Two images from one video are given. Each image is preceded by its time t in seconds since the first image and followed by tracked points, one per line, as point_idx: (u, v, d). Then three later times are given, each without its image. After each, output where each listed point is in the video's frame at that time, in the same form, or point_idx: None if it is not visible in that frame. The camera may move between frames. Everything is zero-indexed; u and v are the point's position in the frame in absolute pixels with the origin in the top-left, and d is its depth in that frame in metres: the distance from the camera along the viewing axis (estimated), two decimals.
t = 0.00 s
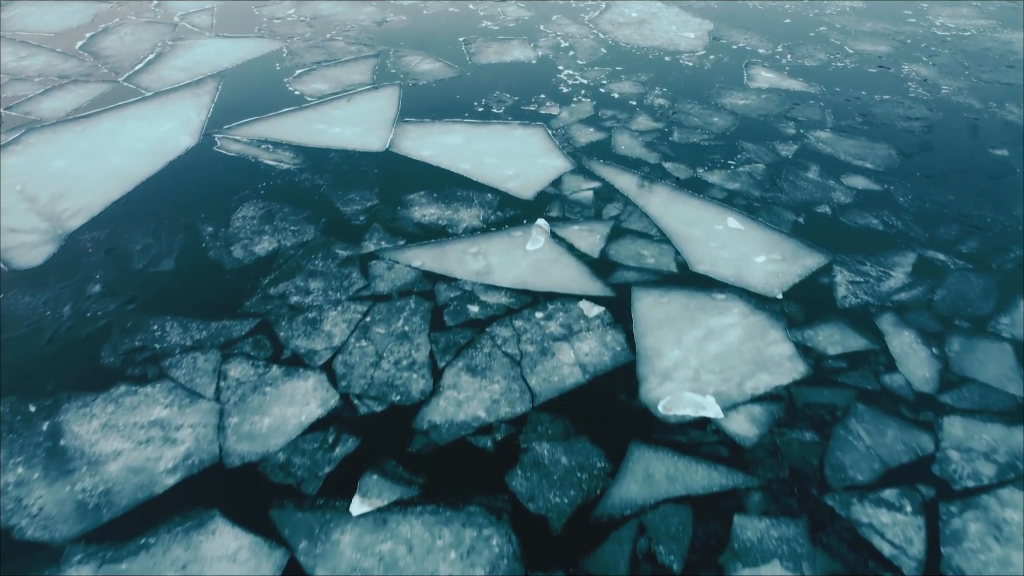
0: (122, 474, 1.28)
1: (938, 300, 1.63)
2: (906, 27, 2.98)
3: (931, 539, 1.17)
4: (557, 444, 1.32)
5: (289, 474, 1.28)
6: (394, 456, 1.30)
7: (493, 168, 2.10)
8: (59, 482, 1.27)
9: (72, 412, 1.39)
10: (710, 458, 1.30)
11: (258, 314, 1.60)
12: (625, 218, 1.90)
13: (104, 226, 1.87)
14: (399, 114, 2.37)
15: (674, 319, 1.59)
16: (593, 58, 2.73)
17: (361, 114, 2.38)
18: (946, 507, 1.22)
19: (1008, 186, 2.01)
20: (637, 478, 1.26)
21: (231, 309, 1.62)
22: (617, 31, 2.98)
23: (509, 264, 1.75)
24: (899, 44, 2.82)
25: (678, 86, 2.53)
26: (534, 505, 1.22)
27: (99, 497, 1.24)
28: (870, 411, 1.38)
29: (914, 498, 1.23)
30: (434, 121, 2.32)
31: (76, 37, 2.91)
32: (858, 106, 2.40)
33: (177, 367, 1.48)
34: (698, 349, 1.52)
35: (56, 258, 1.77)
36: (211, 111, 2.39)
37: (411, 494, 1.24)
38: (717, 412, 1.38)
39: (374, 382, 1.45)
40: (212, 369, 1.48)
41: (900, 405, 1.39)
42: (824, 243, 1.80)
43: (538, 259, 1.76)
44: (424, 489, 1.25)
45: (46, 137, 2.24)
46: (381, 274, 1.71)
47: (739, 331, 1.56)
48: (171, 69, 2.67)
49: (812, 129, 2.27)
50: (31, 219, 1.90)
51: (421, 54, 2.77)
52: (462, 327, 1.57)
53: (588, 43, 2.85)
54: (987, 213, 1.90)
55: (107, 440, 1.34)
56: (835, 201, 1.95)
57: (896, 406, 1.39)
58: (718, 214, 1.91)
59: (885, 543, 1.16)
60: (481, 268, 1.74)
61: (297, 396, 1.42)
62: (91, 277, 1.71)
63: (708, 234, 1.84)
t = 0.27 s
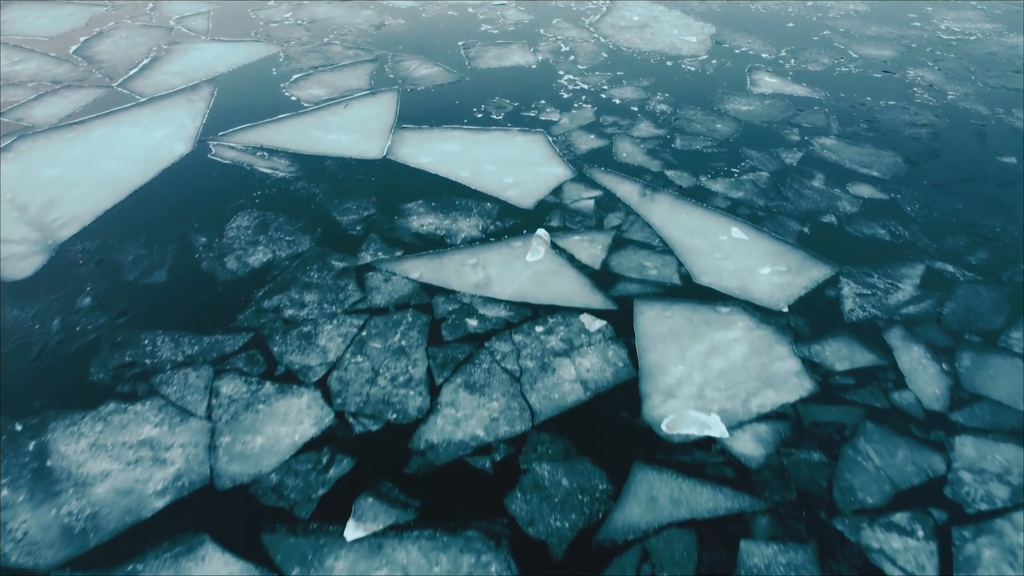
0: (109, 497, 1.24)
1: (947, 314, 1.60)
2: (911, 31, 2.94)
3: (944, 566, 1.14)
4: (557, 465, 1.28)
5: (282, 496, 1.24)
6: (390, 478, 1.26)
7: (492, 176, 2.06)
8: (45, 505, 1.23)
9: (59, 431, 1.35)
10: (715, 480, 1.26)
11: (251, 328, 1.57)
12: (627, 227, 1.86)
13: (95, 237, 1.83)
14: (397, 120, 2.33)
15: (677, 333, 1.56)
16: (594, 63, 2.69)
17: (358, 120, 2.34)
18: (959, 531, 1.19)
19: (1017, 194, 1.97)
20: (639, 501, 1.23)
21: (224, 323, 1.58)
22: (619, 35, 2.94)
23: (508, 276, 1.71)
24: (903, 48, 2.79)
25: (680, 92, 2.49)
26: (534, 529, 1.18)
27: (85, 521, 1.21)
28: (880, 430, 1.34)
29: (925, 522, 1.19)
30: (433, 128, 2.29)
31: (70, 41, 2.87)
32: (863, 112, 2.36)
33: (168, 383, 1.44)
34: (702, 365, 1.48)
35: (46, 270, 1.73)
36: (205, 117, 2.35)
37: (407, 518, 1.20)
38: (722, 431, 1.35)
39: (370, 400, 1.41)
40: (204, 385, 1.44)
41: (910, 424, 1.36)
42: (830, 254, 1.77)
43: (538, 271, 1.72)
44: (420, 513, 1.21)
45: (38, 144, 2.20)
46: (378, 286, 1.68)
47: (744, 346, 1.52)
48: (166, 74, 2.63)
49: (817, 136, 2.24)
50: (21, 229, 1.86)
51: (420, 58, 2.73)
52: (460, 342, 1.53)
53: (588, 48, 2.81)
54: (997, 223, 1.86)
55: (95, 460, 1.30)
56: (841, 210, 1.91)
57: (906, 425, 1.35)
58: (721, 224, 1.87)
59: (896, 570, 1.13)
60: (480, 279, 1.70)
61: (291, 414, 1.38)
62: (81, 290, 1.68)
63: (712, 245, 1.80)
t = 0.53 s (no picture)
0: (93, 526, 1.20)
1: (958, 331, 1.55)
2: (917, 36, 2.90)
3: None
4: (558, 491, 1.24)
5: (273, 525, 1.19)
6: (385, 505, 1.22)
7: (491, 186, 2.02)
8: (26, 535, 1.18)
9: (44, 455, 1.31)
10: (722, 508, 1.22)
11: (243, 346, 1.52)
12: (629, 240, 1.82)
13: (85, 249, 1.79)
14: (395, 128, 2.29)
15: (681, 352, 1.51)
16: (594, 69, 2.65)
17: (355, 128, 2.30)
18: (976, 562, 1.14)
19: None
20: (644, 530, 1.18)
21: (215, 341, 1.54)
22: (620, 40, 2.90)
23: (507, 291, 1.67)
24: (909, 53, 2.74)
25: (682, 99, 2.45)
26: (534, 560, 1.14)
27: (69, 552, 1.16)
28: (891, 454, 1.30)
29: (940, 553, 1.15)
30: (431, 136, 2.24)
31: (63, 46, 2.83)
32: (869, 119, 2.32)
33: (156, 405, 1.40)
34: (708, 385, 1.44)
35: (33, 284, 1.69)
36: (199, 125, 2.31)
37: (402, 549, 1.16)
38: (728, 455, 1.30)
39: (365, 422, 1.36)
40: (194, 407, 1.39)
41: (923, 448, 1.31)
42: (838, 268, 1.72)
43: (538, 286, 1.68)
44: (416, 543, 1.16)
45: (28, 153, 2.16)
46: (374, 301, 1.63)
47: (750, 365, 1.48)
48: (160, 81, 2.59)
49: (823, 144, 2.19)
50: (9, 241, 1.82)
51: (418, 64, 2.69)
52: (458, 360, 1.49)
53: (589, 53, 2.77)
54: (1007, 235, 1.82)
55: (79, 486, 1.25)
56: (848, 222, 1.87)
57: (918, 449, 1.31)
58: (726, 236, 1.83)
59: None
60: (478, 294, 1.66)
61: (283, 438, 1.34)
62: (69, 305, 1.63)
63: (716, 258, 1.76)
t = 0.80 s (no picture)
0: (80, 552, 1.16)
1: (969, 346, 1.52)
2: (922, 40, 2.86)
3: None
4: (559, 515, 1.20)
5: (265, 551, 1.16)
6: (381, 530, 1.18)
7: (490, 195, 1.98)
8: (10, 561, 1.15)
9: (30, 477, 1.27)
10: (728, 533, 1.18)
11: (236, 362, 1.49)
12: (631, 251, 1.78)
13: (76, 261, 1.75)
14: (393, 135, 2.26)
15: (685, 368, 1.48)
16: (596, 74, 2.61)
17: (352, 135, 2.26)
18: None
19: None
20: (648, 556, 1.14)
21: (208, 356, 1.50)
22: (621, 44, 2.86)
23: (507, 304, 1.63)
24: (915, 58, 2.71)
25: (685, 105, 2.41)
26: None
27: None
28: (902, 476, 1.26)
29: None
30: (429, 143, 2.21)
31: (57, 51, 2.79)
32: (875, 126, 2.28)
33: (147, 424, 1.36)
34: (712, 403, 1.40)
35: (22, 297, 1.65)
36: (194, 132, 2.28)
37: None
38: (734, 477, 1.27)
39: (360, 442, 1.33)
40: (185, 426, 1.36)
41: (934, 470, 1.28)
42: (845, 280, 1.69)
43: (539, 299, 1.64)
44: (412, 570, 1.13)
45: (19, 161, 2.13)
46: (370, 315, 1.60)
47: (756, 381, 1.44)
48: (154, 86, 2.55)
49: (828, 152, 2.16)
50: None
51: (416, 69, 2.65)
52: (456, 377, 1.45)
53: (590, 58, 2.73)
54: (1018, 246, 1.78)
55: (66, 510, 1.22)
56: (855, 232, 1.83)
57: (930, 471, 1.27)
58: (730, 247, 1.79)
59: None
60: (477, 308, 1.62)
61: (276, 458, 1.30)
62: (58, 319, 1.59)
63: (720, 270, 1.72)
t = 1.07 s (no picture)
0: None
1: (980, 362, 1.48)
2: (927, 44, 2.83)
3: None
4: (560, 541, 1.16)
5: None
6: (376, 556, 1.15)
7: (490, 205, 1.95)
8: None
9: (15, 500, 1.23)
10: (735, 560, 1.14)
11: (229, 379, 1.45)
12: (633, 263, 1.75)
13: (66, 273, 1.72)
14: (390, 142, 2.22)
15: (689, 385, 1.44)
16: (597, 79, 2.58)
17: (350, 142, 2.23)
18: None
19: None
20: None
21: (200, 373, 1.46)
22: (622, 49, 2.82)
23: (506, 318, 1.59)
24: (920, 63, 2.67)
25: (687, 111, 2.37)
26: None
27: None
28: (913, 499, 1.22)
29: None
30: (428, 151, 2.17)
31: (51, 56, 2.75)
32: (880, 133, 2.25)
33: (136, 444, 1.33)
34: (718, 422, 1.37)
35: (11, 310, 1.62)
36: (189, 139, 2.24)
37: None
38: (740, 500, 1.23)
39: (355, 463, 1.29)
40: (175, 446, 1.32)
41: (947, 493, 1.24)
42: (852, 293, 1.65)
43: (539, 313, 1.61)
44: None
45: (11, 169, 2.09)
46: (366, 330, 1.56)
47: (762, 399, 1.40)
48: (149, 92, 2.52)
49: (833, 160, 2.12)
50: None
51: (415, 74, 2.62)
52: (454, 395, 1.41)
53: (591, 63, 2.70)
54: None
55: (52, 535, 1.18)
56: (861, 243, 1.80)
57: (942, 494, 1.23)
58: (734, 259, 1.76)
59: None
60: (476, 322, 1.58)
61: (269, 481, 1.26)
62: (47, 334, 1.56)
63: (724, 282, 1.69)
